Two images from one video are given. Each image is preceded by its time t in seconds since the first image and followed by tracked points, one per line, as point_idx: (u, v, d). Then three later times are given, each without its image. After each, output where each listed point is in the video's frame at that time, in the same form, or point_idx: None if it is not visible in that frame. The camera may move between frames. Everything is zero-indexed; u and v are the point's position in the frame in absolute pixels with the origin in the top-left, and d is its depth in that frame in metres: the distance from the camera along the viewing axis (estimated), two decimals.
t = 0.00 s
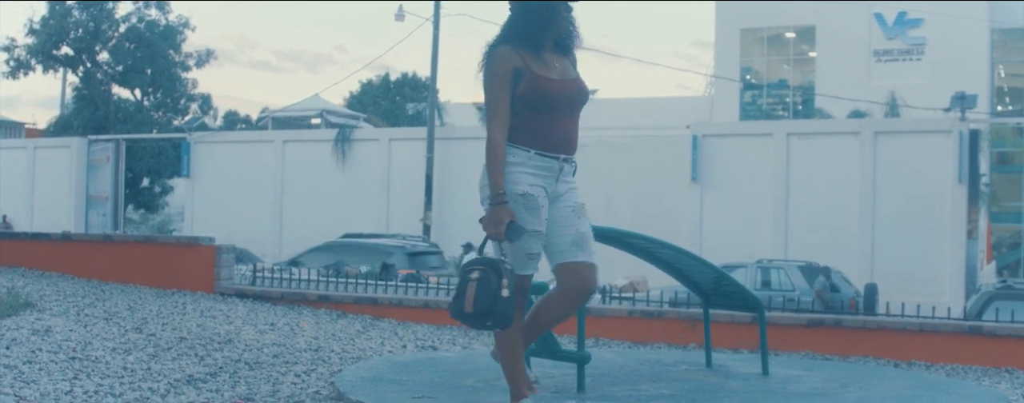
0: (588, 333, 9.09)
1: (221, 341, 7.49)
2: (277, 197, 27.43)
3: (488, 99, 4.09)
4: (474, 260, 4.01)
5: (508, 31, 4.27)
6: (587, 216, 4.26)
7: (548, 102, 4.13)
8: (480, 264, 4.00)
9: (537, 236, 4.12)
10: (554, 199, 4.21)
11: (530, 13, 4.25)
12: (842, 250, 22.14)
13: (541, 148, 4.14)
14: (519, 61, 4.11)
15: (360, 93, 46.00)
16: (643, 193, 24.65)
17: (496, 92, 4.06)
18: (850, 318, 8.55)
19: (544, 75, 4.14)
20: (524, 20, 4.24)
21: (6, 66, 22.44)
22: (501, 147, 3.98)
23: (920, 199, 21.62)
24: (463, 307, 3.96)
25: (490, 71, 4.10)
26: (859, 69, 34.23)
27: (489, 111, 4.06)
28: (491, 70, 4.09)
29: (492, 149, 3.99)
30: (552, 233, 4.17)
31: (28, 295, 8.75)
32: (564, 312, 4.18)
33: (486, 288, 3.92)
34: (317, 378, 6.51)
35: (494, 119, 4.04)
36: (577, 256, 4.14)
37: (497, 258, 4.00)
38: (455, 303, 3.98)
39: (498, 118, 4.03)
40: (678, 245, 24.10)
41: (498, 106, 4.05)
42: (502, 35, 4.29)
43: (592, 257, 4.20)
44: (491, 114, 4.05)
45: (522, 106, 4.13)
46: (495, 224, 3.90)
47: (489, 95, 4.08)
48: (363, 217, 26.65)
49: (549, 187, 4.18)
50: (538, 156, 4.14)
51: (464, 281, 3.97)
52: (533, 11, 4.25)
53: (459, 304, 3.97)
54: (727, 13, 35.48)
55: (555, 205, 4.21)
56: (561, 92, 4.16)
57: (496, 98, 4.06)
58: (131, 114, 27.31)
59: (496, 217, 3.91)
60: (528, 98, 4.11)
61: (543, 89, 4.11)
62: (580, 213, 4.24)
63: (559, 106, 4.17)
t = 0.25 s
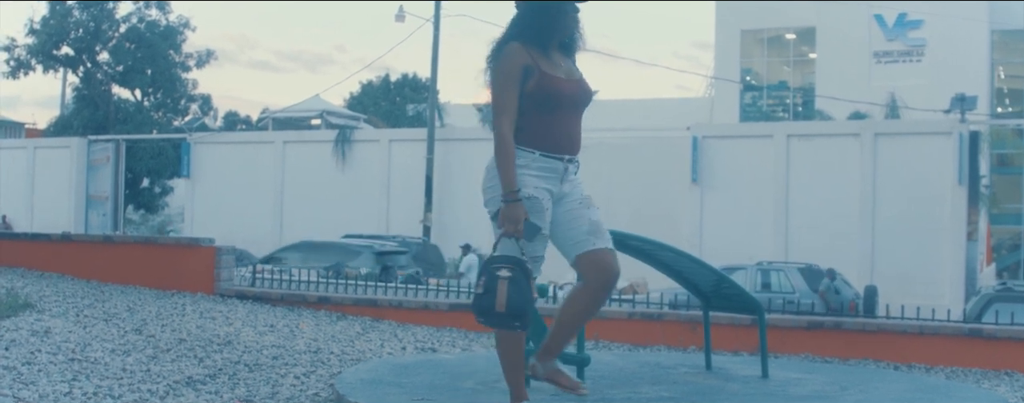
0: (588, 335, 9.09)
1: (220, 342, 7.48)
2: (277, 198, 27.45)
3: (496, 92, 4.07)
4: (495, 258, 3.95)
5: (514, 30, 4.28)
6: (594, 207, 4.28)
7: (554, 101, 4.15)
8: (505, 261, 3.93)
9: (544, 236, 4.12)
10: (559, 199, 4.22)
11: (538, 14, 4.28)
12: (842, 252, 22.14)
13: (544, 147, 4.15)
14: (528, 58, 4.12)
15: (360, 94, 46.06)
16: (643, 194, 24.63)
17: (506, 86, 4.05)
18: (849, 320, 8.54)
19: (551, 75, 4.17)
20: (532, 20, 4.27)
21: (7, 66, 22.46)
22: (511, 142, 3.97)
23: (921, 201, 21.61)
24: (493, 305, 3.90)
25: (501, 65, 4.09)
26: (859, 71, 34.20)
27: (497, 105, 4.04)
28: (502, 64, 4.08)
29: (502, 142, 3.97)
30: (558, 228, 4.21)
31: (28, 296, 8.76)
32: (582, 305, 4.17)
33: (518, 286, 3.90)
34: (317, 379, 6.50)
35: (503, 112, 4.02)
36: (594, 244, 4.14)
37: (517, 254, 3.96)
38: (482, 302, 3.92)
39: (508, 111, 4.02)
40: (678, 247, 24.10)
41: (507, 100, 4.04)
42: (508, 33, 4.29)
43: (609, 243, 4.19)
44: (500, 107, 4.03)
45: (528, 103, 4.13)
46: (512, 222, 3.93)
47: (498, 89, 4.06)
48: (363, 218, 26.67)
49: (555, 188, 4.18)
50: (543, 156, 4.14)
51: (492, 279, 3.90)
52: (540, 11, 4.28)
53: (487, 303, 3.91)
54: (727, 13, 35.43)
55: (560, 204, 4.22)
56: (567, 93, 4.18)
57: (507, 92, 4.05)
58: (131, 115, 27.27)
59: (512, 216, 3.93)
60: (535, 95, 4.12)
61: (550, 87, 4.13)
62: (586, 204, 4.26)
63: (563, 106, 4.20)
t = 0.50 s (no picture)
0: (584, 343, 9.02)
1: (217, 347, 7.47)
2: (275, 202, 27.44)
3: (502, 94, 3.97)
4: (517, 266, 3.85)
5: (521, 30, 4.17)
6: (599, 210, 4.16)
7: (561, 107, 4.06)
8: (525, 270, 3.85)
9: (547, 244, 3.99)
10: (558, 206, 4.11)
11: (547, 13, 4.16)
12: (840, 259, 22.14)
13: (547, 153, 4.07)
14: (537, 62, 4.02)
15: (359, 99, 46.15)
16: (641, 199, 24.64)
17: (515, 89, 3.94)
18: (846, 327, 8.54)
19: (558, 79, 4.07)
20: (541, 21, 4.16)
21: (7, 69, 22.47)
22: (519, 147, 3.87)
23: (918, 208, 21.64)
24: (522, 314, 3.78)
25: (509, 66, 3.98)
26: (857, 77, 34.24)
27: (504, 108, 3.94)
28: (510, 65, 3.97)
29: (510, 147, 3.87)
30: (564, 232, 4.08)
31: (24, 300, 8.74)
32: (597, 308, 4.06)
33: (547, 295, 3.81)
34: (313, 385, 6.50)
35: (510, 115, 3.92)
36: (606, 245, 4.00)
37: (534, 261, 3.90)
38: (510, 312, 3.79)
39: (515, 115, 3.91)
40: (676, 253, 24.10)
41: (515, 103, 3.93)
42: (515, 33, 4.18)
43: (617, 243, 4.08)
44: (507, 110, 3.92)
45: (535, 107, 4.04)
46: (526, 226, 3.80)
47: (506, 91, 3.96)
48: (361, 223, 26.66)
49: (556, 195, 4.08)
50: (546, 163, 4.06)
51: (520, 288, 3.79)
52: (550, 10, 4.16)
53: (517, 313, 3.79)
54: (727, 17, 35.51)
55: (561, 212, 4.10)
56: (574, 98, 4.09)
57: (514, 95, 3.93)
58: (129, 118, 27.05)
59: (526, 220, 3.81)
60: (541, 100, 4.03)
61: (557, 93, 4.03)
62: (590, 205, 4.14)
63: (569, 112, 4.10)
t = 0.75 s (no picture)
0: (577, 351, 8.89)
1: (210, 355, 7.45)
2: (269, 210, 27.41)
3: (508, 100, 3.99)
4: (536, 279, 3.91)
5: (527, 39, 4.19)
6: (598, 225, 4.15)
7: (567, 115, 4.07)
8: (542, 282, 3.92)
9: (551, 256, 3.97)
10: (562, 216, 4.10)
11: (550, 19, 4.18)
12: (834, 268, 22.16)
13: (552, 163, 4.08)
14: (542, 69, 4.04)
15: (354, 106, 46.18)
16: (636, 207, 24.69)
17: (519, 96, 3.97)
18: (840, 336, 8.54)
19: (564, 87, 4.09)
20: (546, 29, 4.18)
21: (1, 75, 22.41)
22: (526, 157, 3.90)
23: (912, 217, 21.69)
24: (542, 328, 3.85)
25: (514, 74, 4.01)
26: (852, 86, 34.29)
27: (509, 115, 3.97)
28: (515, 73, 4.00)
29: (517, 155, 3.91)
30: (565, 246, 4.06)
31: (17, 307, 8.72)
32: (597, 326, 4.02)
33: (563, 308, 3.91)
34: (307, 393, 6.48)
35: (517, 122, 3.95)
36: (605, 265, 4.00)
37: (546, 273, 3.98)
38: (530, 326, 3.85)
39: (520, 123, 3.94)
40: (670, 261, 24.10)
41: (521, 109, 3.96)
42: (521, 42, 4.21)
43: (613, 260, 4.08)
44: (511, 118, 3.96)
45: (540, 113, 4.05)
46: (537, 237, 3.80)
47: (511, 99, 3.99)
48: (355, 230, 26.65)
49: (558, 204, 4.08)
50: (548, 172, 4.07)
51: (542, 302, 3.85)
52: (555, 18, 4.18)
53: (536, 327, 3.84)
54: (722, 27, 35.45)
55: (563, 222, 4.10)
56: (580, 106, 4.10)
57: (520, 102, 3.97)
58: (123, 125, 27.16)
59: (537, 231, 3.81)
60: (547, 108, 4.04)
61: (562, 100, 4.05)
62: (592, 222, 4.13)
63: (575, 120, 4.11)
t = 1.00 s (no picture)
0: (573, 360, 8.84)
1: (205, 364, 7.44)
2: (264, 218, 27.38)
3: (517, 111, 3.98)
4: (548, 292, 3.88)
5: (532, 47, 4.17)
6: (598, 246, 4.20)
7: (574, 124, 4.07)
8: (554, 296, 3.88)
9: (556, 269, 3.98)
10: (568, 227, 4.11)
11: (555, 26, 4.15)
12: (829, 276, 22.17)
13: (561, 174, 4.08)
14: (549, 78, 4.03)
15: (349, 114, 46.25)
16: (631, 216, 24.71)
17: (526, 106, 3.97)
18: (835, 344, 8.55)
19: (571, 96, 4.08)
20: (552, 36, 4.16)
21: None
22: (534, 167, 3.90)
23: (907, 226, 21.72)
24: (554, 344, 3.84)
25: (521, 84, 4.00)
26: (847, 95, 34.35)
27: (516, 126, 3.97)
28: (522, 82, 3.99)
29: (524, 166, 3.91)
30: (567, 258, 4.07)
31: (11, 316, 8.69)
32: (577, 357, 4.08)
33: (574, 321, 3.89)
34: None
35: (524, 133, 3.95)
36: (598, 290, 4.09)
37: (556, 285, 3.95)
38: (543, 342, 3.84)
39: (527, 133, 3.94)
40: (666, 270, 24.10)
41: (528, 119, 3.96)
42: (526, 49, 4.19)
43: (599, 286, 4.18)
44: (519, 129, 3.95)
45: (547, 123, 4.04)
46: (546, 249, 3.83)
47: (519, 109, 3.98)
48: (350, 239, 26.64)
49: (566, 216, 4.09)
50: (559, 184, 4.07)
51: (554, 319, 3.82)
52: (561, 25, 4.15)
53: (549, 343, 3.84)
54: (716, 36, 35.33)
55: (570, 234, 4.10)
56: (587, 115, 4.10)
57: (527, 113, 3.96)
58: (118, 134, 27.13)
59: (546, 243, 3.84)
60: (554, 117, 4.04)
61: (569, 109, 4.04)
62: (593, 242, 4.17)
63: (582, 130, 4.11)
